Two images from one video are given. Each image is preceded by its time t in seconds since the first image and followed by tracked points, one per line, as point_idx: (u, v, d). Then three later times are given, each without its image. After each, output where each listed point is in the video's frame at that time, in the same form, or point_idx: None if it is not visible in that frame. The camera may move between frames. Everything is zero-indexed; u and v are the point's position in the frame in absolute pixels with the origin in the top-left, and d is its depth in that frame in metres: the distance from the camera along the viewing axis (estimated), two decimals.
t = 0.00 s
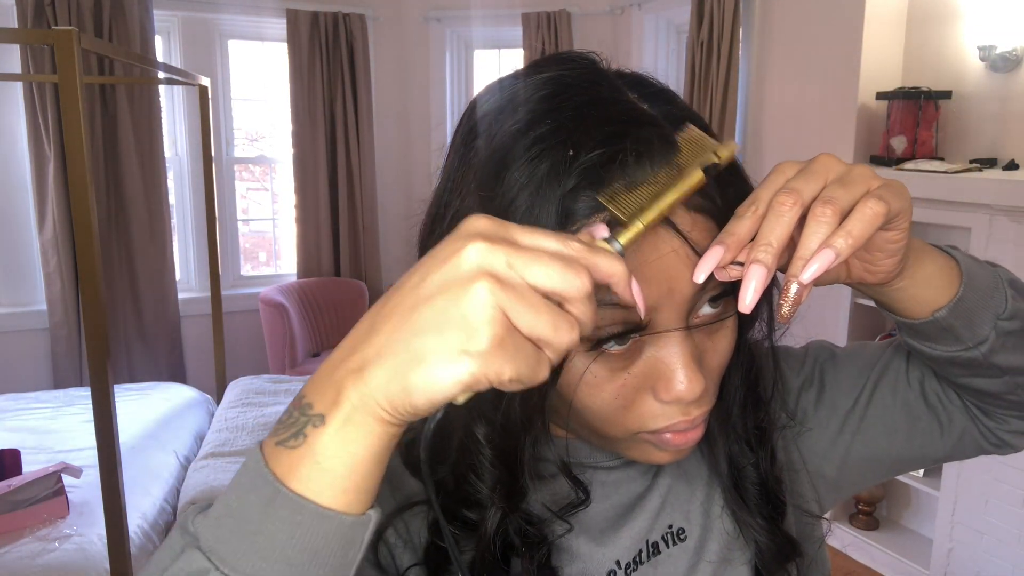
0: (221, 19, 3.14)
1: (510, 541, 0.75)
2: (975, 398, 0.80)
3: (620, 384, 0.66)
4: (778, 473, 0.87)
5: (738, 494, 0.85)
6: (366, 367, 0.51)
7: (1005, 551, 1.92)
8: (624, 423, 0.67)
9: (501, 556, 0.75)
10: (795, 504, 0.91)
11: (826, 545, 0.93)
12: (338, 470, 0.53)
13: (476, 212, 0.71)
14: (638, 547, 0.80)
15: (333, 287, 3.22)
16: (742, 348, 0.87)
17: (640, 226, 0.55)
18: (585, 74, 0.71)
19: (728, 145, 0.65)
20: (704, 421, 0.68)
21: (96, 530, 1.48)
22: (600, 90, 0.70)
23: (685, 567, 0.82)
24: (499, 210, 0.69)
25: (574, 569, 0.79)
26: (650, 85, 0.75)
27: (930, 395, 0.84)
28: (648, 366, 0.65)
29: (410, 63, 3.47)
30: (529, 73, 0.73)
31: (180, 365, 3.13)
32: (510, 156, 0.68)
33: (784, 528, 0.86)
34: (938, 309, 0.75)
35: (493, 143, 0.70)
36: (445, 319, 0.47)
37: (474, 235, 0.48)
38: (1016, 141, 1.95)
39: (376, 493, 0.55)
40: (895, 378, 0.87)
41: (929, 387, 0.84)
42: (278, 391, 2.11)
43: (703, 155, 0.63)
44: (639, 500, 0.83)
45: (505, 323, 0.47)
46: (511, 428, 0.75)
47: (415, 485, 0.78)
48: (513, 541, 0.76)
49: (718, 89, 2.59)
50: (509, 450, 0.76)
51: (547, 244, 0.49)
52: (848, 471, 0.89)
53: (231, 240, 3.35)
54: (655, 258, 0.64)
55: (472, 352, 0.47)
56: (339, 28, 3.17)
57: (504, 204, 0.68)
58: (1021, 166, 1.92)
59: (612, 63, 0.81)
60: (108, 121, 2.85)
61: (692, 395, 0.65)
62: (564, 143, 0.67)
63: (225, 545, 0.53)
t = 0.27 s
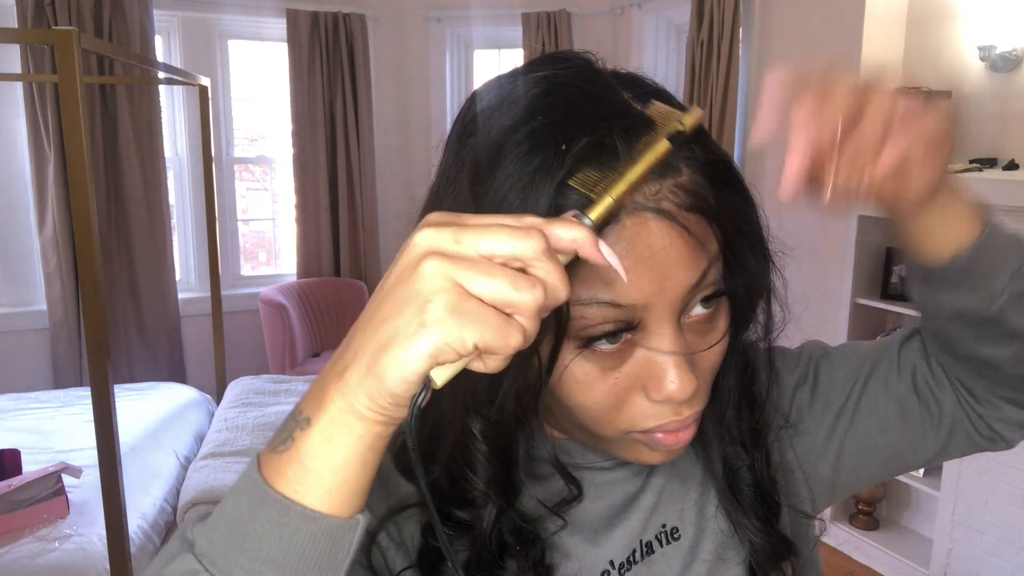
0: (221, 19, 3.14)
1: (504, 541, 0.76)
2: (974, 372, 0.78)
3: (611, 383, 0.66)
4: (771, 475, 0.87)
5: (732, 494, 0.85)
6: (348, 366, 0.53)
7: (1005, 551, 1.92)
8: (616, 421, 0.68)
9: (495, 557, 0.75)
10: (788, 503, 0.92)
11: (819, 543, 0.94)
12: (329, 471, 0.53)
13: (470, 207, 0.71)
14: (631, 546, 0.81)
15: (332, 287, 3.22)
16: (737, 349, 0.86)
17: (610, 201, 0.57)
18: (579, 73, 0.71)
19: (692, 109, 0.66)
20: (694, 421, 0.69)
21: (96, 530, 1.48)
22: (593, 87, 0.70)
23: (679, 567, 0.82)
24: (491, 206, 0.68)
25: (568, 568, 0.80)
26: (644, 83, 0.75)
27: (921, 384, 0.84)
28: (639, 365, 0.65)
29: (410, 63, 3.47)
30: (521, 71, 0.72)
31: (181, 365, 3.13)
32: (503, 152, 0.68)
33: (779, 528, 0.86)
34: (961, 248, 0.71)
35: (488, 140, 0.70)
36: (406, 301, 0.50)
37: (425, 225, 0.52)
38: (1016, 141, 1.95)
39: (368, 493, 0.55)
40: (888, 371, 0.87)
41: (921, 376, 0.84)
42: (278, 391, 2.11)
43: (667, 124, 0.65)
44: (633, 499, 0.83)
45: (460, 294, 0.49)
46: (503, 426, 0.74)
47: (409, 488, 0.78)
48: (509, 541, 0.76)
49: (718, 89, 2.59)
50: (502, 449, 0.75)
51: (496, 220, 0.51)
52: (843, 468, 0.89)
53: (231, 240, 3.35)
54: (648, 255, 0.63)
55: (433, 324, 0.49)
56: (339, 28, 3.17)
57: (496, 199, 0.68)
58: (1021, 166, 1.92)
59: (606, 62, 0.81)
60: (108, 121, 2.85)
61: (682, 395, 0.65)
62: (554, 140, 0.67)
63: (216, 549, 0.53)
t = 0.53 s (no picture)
0: (221, 19, 3.14)
1: (503, 537, 0.77)
2: (942, 316, 0.75)
3: (614, 378, 0.66)
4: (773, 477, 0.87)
5: (733, 496, 0.85)
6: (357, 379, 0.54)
7: (1005, 551, 1.92)
8: (617, 417, 0.67)
9: (494, 547, 0.76)
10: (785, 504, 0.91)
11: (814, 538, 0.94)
12: (352, 482, 0.53)
13: (480, 199, 0.71)
14: (631, 546, 0.81)
15: (332, 287, 3.22)
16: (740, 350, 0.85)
17: (586, 176, 0.57)
18: (592, 70, 0.71)
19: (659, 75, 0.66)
20: (697, 421, 0.69)
21: (95, 530, 1.48)
22: (604, 84, 0.69)
23: (676, 568, 0.82)
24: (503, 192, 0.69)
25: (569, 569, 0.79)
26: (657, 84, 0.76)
27: (895, 349, 0.82)
28: (643, 362, 0.65)
29: (410, 63, 3.47)
30: (535, 68, 0.72)
31: (181, 365, 3.13)
32: (514, 145, 0.69)
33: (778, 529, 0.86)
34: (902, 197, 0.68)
35: (498, 133, 0.70)
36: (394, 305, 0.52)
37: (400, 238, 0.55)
38: (1016, 141, 1.95)
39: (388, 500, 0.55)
40: (863, 343, 0.84)
41: (893, 341, 0.82)
42: (278, 391, 2.11)
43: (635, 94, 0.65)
44: (632, 499, 0.83)
45: (439, 285, 0.51)
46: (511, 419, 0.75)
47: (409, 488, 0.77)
48: (507, 537, 0.77)
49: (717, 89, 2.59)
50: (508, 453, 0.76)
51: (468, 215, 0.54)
52: (833, 454, 0.88)
53: (231, 240, 3.35)
54: (656, 252, 0.63)
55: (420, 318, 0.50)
56: (339, 28, 3.16)
57: (506, 192, 0.69)
58: (1021, 166, 1.92)
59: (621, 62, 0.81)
60: (108, 121, 2.85)
61: (685, 394, 0.65)
62: (565, 131, 0.66)
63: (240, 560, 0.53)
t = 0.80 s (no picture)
0: (221, 19, 3.14)
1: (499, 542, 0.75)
2: (919, 293, 0.78)
3: (608, 376, 0.66)
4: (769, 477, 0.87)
5: (728, 496, 0.85)
6: (366, 394, 0.52)
7: (1005, 551, 1.92)
8: (610, 414, 0.68)
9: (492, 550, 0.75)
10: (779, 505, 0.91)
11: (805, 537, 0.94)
12: (361, 490, 0.53)
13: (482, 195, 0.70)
14: (626, 542, 0.81)
15: (332, 287, 3.22)
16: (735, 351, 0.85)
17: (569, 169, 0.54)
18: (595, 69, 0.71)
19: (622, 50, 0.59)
20: (688, 423, 0.69)
21: (95, 531, 1.48)
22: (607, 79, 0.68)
23: (671, 565, 0.82)
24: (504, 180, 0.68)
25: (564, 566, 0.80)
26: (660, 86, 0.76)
27: (874, 328, 0.84)
28: (637, 362, 0.66)
29: (410, 62, 3.47)
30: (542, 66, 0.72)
31: (180, 365, 3.13)
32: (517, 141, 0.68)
33: (772, 528, 0.86)
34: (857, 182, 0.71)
35: (503, 130, 0.70)
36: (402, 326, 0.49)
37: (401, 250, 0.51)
38: (1016, 141, 1.95)
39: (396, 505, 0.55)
40: (843, 326, 0.86)
41: (871, 320, 0.84)
42: (279, 391, 2.11)
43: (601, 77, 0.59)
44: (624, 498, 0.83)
45: (451, 308, 0.48)
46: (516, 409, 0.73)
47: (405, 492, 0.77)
48: (503, 542, 0.75)
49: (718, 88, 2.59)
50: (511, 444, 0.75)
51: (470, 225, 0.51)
52: (822, 439, 0.90)
53: (231, 240, 3.35)
54: (657, 249, 0.63)
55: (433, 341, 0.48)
56: (339, 28, 3.16)
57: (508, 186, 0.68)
58: (1021, 166, 1.92)
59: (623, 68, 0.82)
60: (107, 121, 2.85)
61: (679, 395, 0.65)
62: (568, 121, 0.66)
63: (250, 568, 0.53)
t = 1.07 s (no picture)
0: (221, 19, 3.14)
1: (493, 544, 0.72)
2: (912, 291, 0.79)
3: (612, 371, 0.65)
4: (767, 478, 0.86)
5: (724, 495, 0.85)
6: (299, 415, 0.45)
7: (1005, 551, 1.92)
8: (612, 413, 0.67)
9: (486, 551, 0.71)
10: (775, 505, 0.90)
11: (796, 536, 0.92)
12: (315, 518, 0.46)
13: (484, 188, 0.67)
14: (621, 538, 0.80)
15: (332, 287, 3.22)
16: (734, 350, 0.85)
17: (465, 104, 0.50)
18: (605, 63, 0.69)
19: None
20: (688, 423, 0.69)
21: (95, 531, 1.48)
22: (622, 76, 0.67)
23: (666, 560, 0.81)
24: (508, 156, 0.64)
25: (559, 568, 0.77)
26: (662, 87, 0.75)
27: (864, 326, 0.84)
28: (641, 359, 0.65)
29: (410, 62, 3.47)
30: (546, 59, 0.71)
31: (180, 365, 3.13)
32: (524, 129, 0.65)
33: (768, 527, 0.86)
34: (859, 183, 0.72)
35: (506, 119, 0.66)
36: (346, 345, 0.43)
37: (317, 253, 0.43)
38: (1016, 141, 1.95)
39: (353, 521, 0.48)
40: (835, 324, 0.86)
41: (862, 319, 0.84)
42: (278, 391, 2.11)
43: None
44: (617, 495, 0.82)
45: (400, 319, 0.43)
46: (514, 392, 0.70)
47: (394, 496, 0.70)
48: (498, 543, 0.72)
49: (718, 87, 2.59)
50: (507, 435, 0.72)
51: (396, 216, 0.44)
52: (817, 432, 0.90)
53: (231, 240, 3.35)
54: (667, 246, 0.63)
55: (386, 360, 0.43)
56: (339, 28, 3.16)
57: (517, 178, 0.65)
58: (1021, 166, 1.92)
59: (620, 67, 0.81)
60: (108, 121, 2.85)
61: (682, 392, 0.65)
62: (578, 111, 0.64)
63: None
